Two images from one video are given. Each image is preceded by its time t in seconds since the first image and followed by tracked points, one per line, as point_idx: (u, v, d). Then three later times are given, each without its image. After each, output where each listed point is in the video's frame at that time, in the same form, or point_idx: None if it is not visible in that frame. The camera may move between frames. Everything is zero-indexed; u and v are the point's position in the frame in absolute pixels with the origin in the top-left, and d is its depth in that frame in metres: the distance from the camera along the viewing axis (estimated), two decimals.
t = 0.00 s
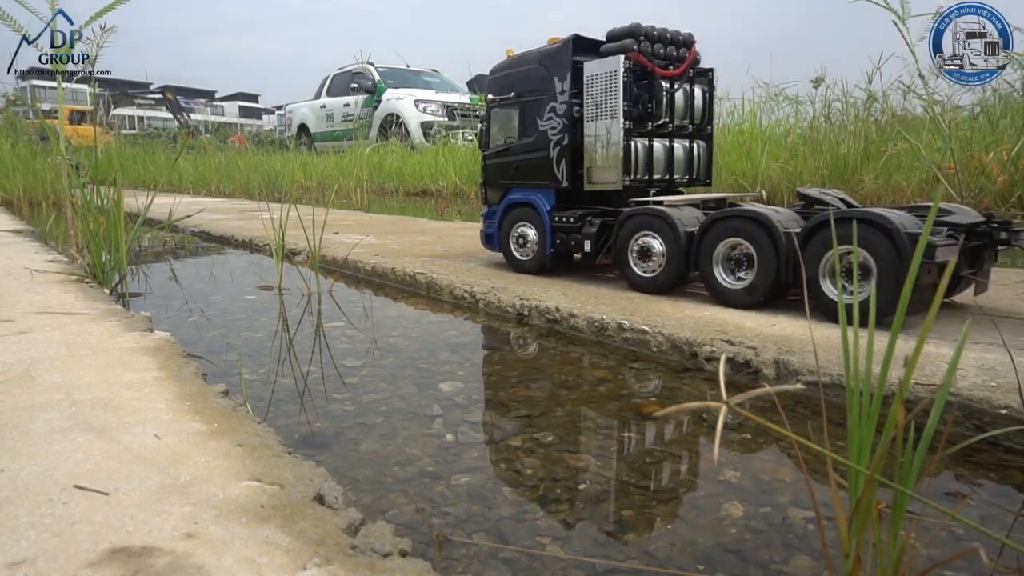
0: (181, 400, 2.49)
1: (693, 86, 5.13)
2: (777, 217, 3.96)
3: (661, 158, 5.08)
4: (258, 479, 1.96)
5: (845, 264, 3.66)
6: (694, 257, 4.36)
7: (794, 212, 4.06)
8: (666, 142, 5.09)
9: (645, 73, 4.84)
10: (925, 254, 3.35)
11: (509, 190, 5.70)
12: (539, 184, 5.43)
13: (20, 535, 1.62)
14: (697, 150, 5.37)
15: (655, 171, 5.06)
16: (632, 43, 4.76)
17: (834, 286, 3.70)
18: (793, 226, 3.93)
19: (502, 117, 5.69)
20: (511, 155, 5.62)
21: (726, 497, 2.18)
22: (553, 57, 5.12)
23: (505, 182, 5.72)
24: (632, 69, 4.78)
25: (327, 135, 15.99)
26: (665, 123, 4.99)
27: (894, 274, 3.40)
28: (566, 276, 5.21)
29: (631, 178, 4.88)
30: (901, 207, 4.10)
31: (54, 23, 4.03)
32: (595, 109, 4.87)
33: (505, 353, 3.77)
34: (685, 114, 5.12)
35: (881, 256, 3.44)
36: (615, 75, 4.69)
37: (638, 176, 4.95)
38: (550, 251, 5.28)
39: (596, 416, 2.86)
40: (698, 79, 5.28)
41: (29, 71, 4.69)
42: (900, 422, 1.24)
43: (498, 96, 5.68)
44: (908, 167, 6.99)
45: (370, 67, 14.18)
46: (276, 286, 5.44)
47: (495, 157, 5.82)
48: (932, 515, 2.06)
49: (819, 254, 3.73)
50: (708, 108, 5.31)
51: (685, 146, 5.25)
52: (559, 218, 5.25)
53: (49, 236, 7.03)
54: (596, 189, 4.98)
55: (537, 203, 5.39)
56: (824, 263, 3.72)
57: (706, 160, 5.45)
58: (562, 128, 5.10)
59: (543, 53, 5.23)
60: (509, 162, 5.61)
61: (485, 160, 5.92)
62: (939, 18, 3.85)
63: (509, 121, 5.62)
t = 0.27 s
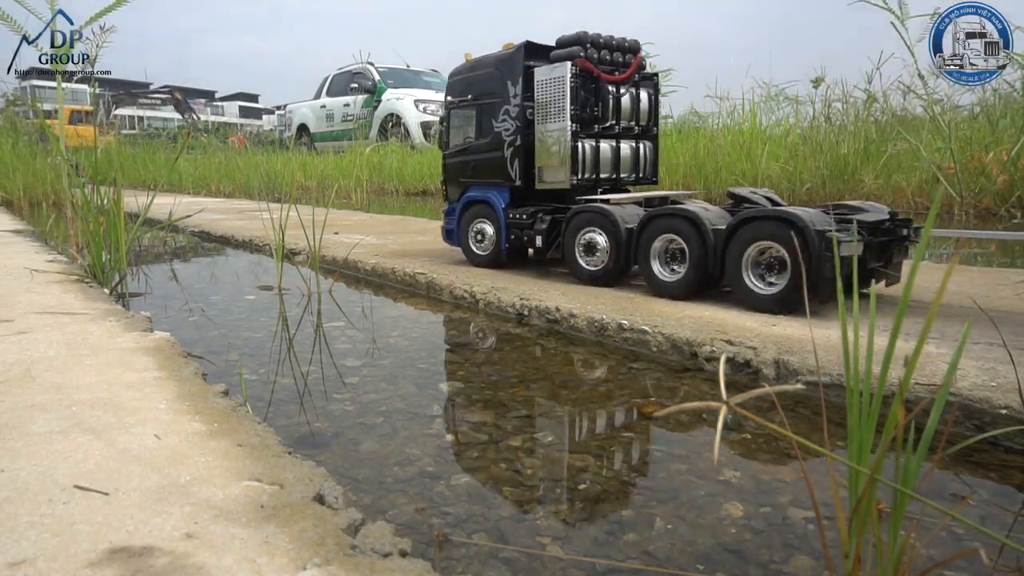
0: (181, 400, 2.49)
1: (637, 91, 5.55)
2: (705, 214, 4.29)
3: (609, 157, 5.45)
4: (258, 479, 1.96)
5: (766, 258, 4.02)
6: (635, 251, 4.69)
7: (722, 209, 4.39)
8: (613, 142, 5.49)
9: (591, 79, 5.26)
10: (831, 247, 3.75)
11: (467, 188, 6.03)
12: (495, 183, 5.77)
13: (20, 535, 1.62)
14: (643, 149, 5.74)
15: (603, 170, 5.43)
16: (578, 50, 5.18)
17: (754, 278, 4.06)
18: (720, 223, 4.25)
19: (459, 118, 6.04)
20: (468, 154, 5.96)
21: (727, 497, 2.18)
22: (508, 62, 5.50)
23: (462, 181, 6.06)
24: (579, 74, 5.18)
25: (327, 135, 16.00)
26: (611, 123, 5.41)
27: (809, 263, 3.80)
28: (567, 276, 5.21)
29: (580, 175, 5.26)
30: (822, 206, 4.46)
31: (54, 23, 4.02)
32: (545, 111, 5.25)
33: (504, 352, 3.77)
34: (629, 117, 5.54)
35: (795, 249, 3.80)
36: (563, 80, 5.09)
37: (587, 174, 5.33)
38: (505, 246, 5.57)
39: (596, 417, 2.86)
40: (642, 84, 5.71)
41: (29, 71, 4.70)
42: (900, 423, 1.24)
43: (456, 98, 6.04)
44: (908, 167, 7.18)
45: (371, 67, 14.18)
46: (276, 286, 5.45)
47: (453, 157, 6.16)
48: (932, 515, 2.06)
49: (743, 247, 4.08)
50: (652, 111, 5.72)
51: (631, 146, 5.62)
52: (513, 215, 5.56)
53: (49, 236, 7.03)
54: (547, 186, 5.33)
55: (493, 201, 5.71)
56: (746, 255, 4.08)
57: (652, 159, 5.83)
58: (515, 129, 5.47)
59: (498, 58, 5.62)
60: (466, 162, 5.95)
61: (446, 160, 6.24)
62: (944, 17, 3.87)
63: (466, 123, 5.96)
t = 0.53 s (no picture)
0: (182, 400, 2.49)
1: (591, 96, 5.70)
2: (647, 212, 4.56)
3: (564, 159, 5.60)
4: (258, 479, 1.95)
5: (703, 252, 4.30)
6: (585, 246, 4.92)
7: (665, 207, 4.68)
8: (568, 145, 5.63)
9: (545, 85, 5.40)
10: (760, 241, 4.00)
11: (430, 189, 6.22)
12: (457, 184, 5.95)
13: (20, 535, 1.62)
14: (596, 153, 5.88)
15: (557, 172, 5.57)
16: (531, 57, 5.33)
17: (691, 271, 4.34)
18: (661, 219, 4.53)
19: (421, 122, 6.20)
20: (431, 156, 6.14)
21: (727, 497, 2.18)
22: (467, 68, 5.66)
23: (426, 183, 6.25)
24: (533, 80, 5.34)
25: (327, 135, 16.00)
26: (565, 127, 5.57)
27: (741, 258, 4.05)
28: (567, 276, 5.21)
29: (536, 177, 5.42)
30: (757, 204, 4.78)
31: (54, 23, 4.02)
32: (501, 115, 5.40)
33: (503, 352, 3.77)
34: (584, 121, 5.67)
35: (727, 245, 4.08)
36: (518, 86, 5.25)
37: (542, 176, 5.47)
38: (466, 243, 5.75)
39: (596, 417, 2.86)
40: (596, 90, 5.84)
41: (29, 71, 4.69)
42: (900, 423, 1.24)
43: (418, 103, 6.20)
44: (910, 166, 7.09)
45: (370, 68, 14.18)
46: (276, 286, 5.45)
47: (417, 160, 6.34)
48: (932, 516, 2.06)
49: (681, 243, 4.35)
50: (606, 115, 5.86)
51: (585, 149, 5.76)
52: (473, 214, 5.77)
53: (49, 236, 7.03)
54: (505, 187, 5.50)
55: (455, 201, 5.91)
56: (684, 250, 4.35)
57: (607, 161, 5.98)
58: (474, 132, 5.64)
59: (457, 64, 5.77)
60: (429, 164, 6.13)
61: (410, 162, 6.43)
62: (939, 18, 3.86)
63: (428, 126, 6.14)
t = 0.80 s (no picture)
0: (182, 400, 2.49)
1: (545, 100, 5.90)
2: (594, 210, 4.85)
3: (519, 161, 5.80)
4: (258, 479, 1.95)
5: (646, 247, 4.58)
6: (538, 243, 5.17)
7: (611, 204, 4.95)
8: (523, 148, 5.85)
9: (500, 90, 5.59)
10: (695, 236, 4.31)
11: (392, 191, 6.37)
12: (418, 185, 6.12)
13: (20, 535, 1.62)
14: (551, 155, 6.11)
15: (513, 174, 5.78)
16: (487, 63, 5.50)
17: (635, 264, 4.63)
18: (607, 217, 4.81)
19: (382, 124, 6.34)
20: (392, 159, 6.27)
21: (727, 497, 2.18)
22: (426, 73, 5.79)
23: (388, 183, 6.41)
24: (489, 85, 5.51)
25: (327, 135, 16.01)
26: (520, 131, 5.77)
27: (679, 252, 4.35)
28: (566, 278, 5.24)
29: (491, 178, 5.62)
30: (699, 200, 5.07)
31: (54, 23, 4.02)
32: (459, 119, 5.59)
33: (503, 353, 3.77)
34: (539, 124, 5.87)
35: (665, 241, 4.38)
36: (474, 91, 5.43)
37: (498, 176, 5.68)
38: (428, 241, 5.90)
39: (597, 416, 2.86)
40: (550, 95, 6.05)
41: (29, 71, 4.69)
42: (900, 423, 1.24)
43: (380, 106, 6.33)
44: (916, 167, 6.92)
45: (370, 68, 14.18)
46: (276, 286, 5.45)
47: (380, 161, 6.48)
48: (932, 516, 2.06)
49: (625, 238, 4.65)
50: (561, 118, 6.07)
51: (539, 151, 5.98)
52: (434, 214, 5.94)
53: (49, 236, 7.03)
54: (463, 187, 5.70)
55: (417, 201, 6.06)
56: (628, 245, 4.65)
57: (561, 162, 6.20)
58: (434, 135, 5.80)
59: (417, 70, 5.89)
60: (390, 166, 6.28)
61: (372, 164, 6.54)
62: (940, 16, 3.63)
63: (389, 130, 6.25)
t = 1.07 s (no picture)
0: (182, 400, 2.49)
1: (508, 103, 6.15)
2: (549, 208, 5.14)
3: (482, 162, 6.08)
4: (258, 479, 1.96)
5: (596, 243, 4.85)
6: (497, 239, 5.48)
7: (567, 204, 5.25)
8: (486, 148, 6.11)
9: (464, 93, 5.83)
10: (640, 232, 4.59)
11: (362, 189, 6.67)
12: (387, 184, 6.40)
13: (20, 535, 1.62)
14: (513, 156, 6.36)
15: (476, 173, 6.04)
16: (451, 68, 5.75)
17: (588, 259, 4.89)
18: (562, 214, 5.11)
19: (354, 126, 6.61)
20: (363, 158, 6.56)
21: (727, 497, 2.18)
22: (393, 76, 6.07)
23: (359, 183, 6.69)
24: (452, 88, 5.78)
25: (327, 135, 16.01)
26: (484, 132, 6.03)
27: (626, 247, 4.63)
28: (566, 278, 5.25)
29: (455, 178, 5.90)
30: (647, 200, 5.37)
31: (54, 23, 4.02)
32: (424, 121, 5.85)
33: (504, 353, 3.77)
34: (502, 127, 6.13)
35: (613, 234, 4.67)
36: (438, 95, 5.69)
37: (461, 176, 5.95)
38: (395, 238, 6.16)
39: (596, 416, 2.86)
40: (513, 98, 6.29)
41: (29, 71, 4.68)
42: (900, 423, 1.24)
43: (351, 107, 6.60)
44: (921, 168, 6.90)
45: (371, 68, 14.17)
46: (276, 286, 5.45)
47: (351, 161, 6.76)
48: (932, 516, 2.06)
49: (578, 234, 4.92)
50: (523, 120, 6.31)
51: (503, 152, 6.24)
52: (401, 212, 6.22)
53: (49, 236, 7.03)
54: (428, 187, 5.98)
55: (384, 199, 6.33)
56: (581, 240, 4.90)
57: (523, 163, 6.46)
58: (401, 136, 6.08)
59: (386, 74, 6.16)
60: (361, 165, 6.55)
61: (345, 163, 6.83)
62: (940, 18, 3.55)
63: (360, 131, 6.54)
